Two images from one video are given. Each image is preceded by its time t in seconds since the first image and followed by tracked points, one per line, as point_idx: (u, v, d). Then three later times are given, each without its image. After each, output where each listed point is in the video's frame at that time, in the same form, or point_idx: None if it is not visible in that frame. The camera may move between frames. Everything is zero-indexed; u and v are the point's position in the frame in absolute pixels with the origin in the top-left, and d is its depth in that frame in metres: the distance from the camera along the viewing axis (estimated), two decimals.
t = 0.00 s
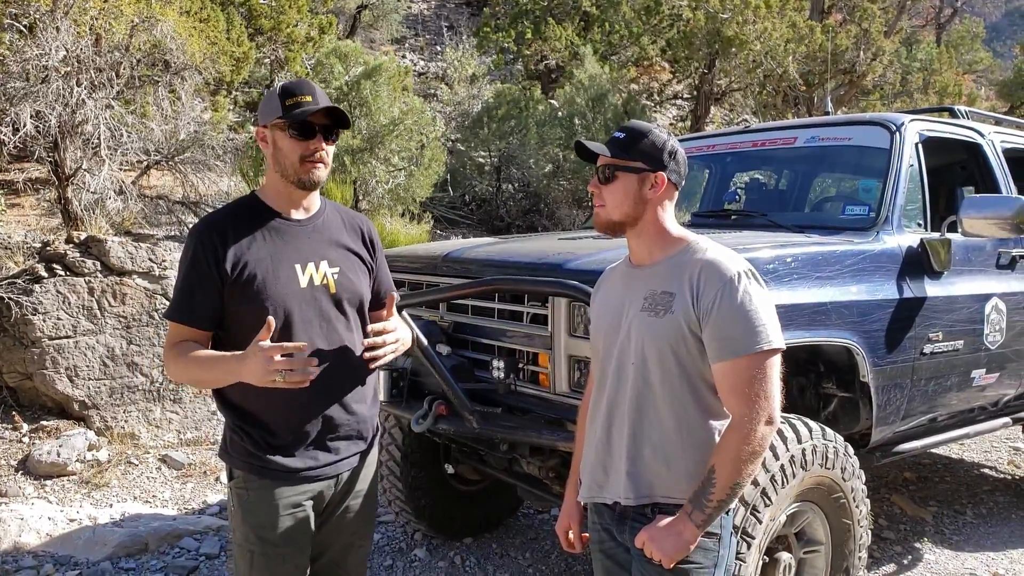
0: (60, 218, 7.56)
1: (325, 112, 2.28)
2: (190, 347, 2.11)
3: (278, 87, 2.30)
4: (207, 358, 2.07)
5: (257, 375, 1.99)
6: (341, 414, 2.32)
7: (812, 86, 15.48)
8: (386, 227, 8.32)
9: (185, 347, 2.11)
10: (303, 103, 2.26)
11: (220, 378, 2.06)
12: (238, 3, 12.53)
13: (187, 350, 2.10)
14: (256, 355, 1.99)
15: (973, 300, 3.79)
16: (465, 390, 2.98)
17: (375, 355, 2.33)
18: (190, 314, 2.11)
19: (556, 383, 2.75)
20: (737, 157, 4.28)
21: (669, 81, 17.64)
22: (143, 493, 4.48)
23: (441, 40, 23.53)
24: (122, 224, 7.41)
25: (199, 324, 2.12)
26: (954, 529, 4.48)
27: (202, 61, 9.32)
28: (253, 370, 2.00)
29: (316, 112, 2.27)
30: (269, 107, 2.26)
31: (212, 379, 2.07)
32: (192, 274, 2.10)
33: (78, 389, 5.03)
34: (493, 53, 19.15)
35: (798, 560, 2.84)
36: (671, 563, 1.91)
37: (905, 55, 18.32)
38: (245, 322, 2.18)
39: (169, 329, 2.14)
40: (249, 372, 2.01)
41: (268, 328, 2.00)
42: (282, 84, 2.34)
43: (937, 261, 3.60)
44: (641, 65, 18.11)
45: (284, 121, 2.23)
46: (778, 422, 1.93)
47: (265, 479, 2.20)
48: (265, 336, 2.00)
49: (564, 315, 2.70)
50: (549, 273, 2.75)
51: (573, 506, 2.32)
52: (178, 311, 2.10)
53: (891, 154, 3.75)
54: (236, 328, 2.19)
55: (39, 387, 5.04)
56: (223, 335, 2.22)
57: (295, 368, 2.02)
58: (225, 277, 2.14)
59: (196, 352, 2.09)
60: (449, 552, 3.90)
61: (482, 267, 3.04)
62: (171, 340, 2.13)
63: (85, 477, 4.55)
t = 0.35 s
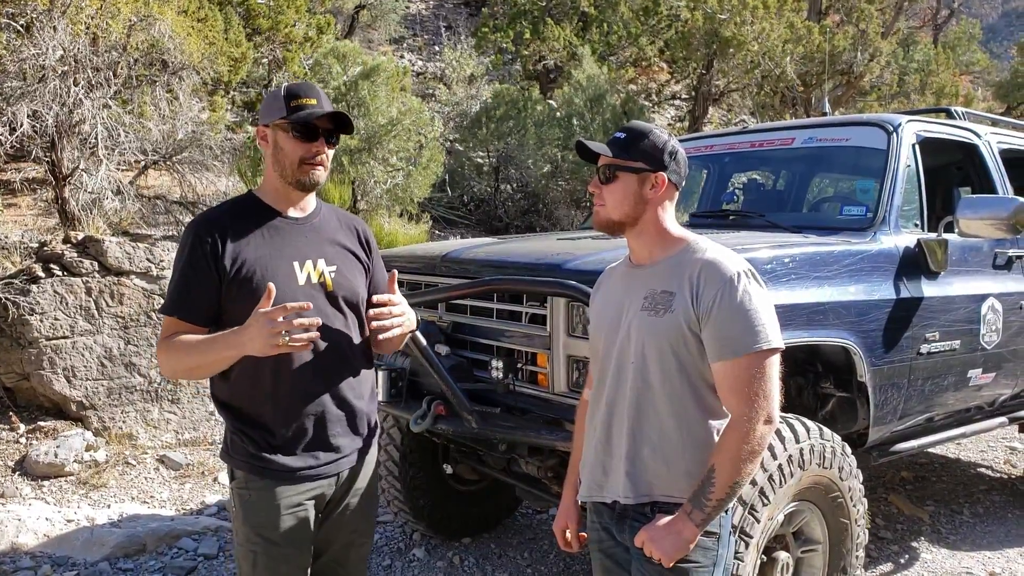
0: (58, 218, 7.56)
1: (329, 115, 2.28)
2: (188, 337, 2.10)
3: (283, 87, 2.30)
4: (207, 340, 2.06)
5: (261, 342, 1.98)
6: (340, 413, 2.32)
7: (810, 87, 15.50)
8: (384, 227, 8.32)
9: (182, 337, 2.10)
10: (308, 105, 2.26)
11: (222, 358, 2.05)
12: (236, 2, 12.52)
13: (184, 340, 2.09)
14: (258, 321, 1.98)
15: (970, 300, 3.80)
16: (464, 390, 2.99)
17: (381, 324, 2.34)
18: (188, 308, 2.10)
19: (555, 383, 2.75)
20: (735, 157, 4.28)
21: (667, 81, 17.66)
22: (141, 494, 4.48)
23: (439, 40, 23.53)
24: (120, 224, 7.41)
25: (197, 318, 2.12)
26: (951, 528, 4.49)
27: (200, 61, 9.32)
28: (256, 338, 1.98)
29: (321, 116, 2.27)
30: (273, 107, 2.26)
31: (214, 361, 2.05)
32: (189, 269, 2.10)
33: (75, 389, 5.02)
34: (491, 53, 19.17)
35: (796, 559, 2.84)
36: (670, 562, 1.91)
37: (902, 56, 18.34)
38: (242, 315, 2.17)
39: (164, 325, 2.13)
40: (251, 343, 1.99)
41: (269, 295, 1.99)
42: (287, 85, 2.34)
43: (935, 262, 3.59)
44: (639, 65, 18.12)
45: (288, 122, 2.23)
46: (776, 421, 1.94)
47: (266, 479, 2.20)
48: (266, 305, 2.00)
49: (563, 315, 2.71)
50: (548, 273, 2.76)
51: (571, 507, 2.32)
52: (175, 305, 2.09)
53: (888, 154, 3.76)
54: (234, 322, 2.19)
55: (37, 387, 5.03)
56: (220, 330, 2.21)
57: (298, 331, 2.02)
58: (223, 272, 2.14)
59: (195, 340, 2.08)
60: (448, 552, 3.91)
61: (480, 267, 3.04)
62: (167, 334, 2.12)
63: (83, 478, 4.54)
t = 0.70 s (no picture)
0: (56, 221, 7.57)
1: (331, 122, 2.29)
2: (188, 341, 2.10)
3: (284, 93, 2.31)
4: (208, 343, 2.06)
5: (266, 345, 1.98)
6: (340, 416, 2.33)
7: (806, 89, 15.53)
8: (381, 229, 8.33)
9: (183, 342, 2.11)
10: (309, 112, 2.27)
11: (223, 360, 2.05)
12: (234, 5, 12.55)
13: (185, 344, 2.10)
14: (263, 323, 1.98)
15: (966, 302, 3.82)
16: (462, 392, 3.00)
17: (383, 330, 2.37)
18: (189, 311, 2.11)
19: (554, 385, 2.76)
20: (732, 159, 4.30)
21: (664, 84, 17.70)
22: (139, 495, 4.48)
23: (437, 43, 23.58)
24: (118, 227, 7.42)
25: (198, 322, 2.12)
26: (948, 529, 4.50)
27: (199, 64, 9.34)
28: (260, 340, 1.99)
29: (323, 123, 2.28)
30: (275, 111, 2.26)
31: (215, 364, 2.06)
32: (190, 273, 2.11)
33: (74, 392, 5.02)
34: (489, 56, 19.21)
35: (793, 561, 2.85)
36: (670, 563, 1.92)
37: (898, 58, 18.38)
38: (242, 320, 2.18)
39: (164, 329, 2.13)
40: (255, 344, 2.00)
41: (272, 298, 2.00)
42: (288, 90, 2.35)
43: (931, 264, 3.62)
44: (636, 68, 18.16)
45: (290, 127, 2.24)
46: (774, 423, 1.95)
47: (266, 481, 2.20)
48: (270, 307, 2.00)
49: (560, 317, 2.72)
50: (545, 275, 2.77)
51: (570, 508, 2.33)
52: (176, 310, 2.10)
53: (885, 157, 3.78)
54: (234, 326, 2.19)
55: (36, 390, 5.03)
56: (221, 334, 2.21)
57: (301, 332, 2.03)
58: (224, 275, 2.15)
59: (197, 344, 2.09)
60: (447, 554, 3.91)
61: (478, 269, 3.05)
62: (168, 338, 2.12)
63: (81, 480, 4.55)
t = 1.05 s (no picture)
0: (56, 222, 7.57)
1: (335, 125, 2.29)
2: (192, 343, 2.10)
3: (288, 95, 2.31)
4: (211, 346, 2.06)
5: (269, 349, 1.98)
6: (341, 418, 2.32)
7: (806, 91, 15.53)
8: (381, 231, 8.35)
9: (185, 343, 2.10)
10: (313, 115, 2.27)
11: (226, 362, 2.04)
12: (234, 7, 12.56)
13: (188, 346, 2.09)
14: (265, 326, 1.98)
15: (966, 304, 3.82)
16: (462, 394, 3.00)
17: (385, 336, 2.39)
18: (191, 314, 2.10)
19: (553, 387, 2.76)
20: (732, 160, 4.29)
21: (664, 85, 17.71)
22: (139, 497, 4.47)
23: (436, 45, 23.59)
24: (118, 229, 7.41)
25: (200, 324, 2.12)
26: (949, 531, 4.49)
27: (199, 65, 9.34)
28: (262, 344, 1.98)
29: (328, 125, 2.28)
30: (278, 114, 2.26)
31: (220, 366, 2.05)
32: (193, 275, 2.11)
33: (74, 393, 5.02)
34: (489, 58, 19.23)
35: (793, 563, 2.85)
36: (672, 566, 1.92)
37: (897, 60, 18.39)
38: (245, 322, 2.18)
39: (166, 331, 2.13)
40: (257, 348, 1.99)
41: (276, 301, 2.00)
42: (292, 92, 2.35)
43: (931, 265, 3.64)
44: (636, 70, 18.19)
45: (294, 130, 2.23)
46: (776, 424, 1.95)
47: (266, 484, 2.20)
48: (274, 310, 2.00)
49: (560, 319, 2.72)
50: (546, 277, 2.76)
51: (571, 511, 2.33)
52: (179, 311, 2.09)
53: (885, 158, 3.77)
54: (235, 328, 2.19)
55: (35, 391, 5.02)
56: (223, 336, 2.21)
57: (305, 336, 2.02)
58: (226, 277, 2.15)
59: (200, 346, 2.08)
60: (446, 555, 3.91)
61: (478, 271, 3.04)
62: (169, 341, 2.12)
63: (81, 482, 4.54)
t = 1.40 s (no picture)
0: (56, 222, 7.57)
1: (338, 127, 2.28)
2: (194, 346, 2.09)
3: (289, 95, 2.29)
4: (217, 351, 2.05)
5: (279, 356, 1.98)
6: (343, 419, 2.32)
7: (806, 91, 15.53)
8: (381, 231, 8.36)
9: (188, 347, 2.09)
10: (315, 116, 2.25)
11: (232, 367, 2.04)
12: (234, 7, 12.55)
13: (191, 350, 2.08)
14: (275, 334, 1.99)
15: (967, 304, 3.81)
16: (462, 394, 3.00)
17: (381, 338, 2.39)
18: (193, 316, 2.09)
19: (553, 387, 2.76)
20: (732, 161, 4.29)
21: (664, 85, 17.71)
22: (138, 498, 4.47)
23: (436, 44, 23.59)
24: (117, 229, 7.40)
25: (203, 327, 2.11)
26: (949, 531, 4.49)
27: (198, 65, 9.33)
28: (272, 352, 1.99)
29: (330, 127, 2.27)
30: (280, 115, 2.24)
31: (222, 374, 2.04)
32: (195, 275, 2.09)
33: (73, 394, 5.01)
34: (489, 58, 19.24)
35: (793, 563, 2.85)
36: (672, 566, 1.91)
37: (897, 60, 18.39)
38: (247, 324, 2.17)
39: (166, 332, 2.11)
40: (267, 354, 1.99)
41: (285, 309, 2.00)
42: (292, 92, 2.33)
43: (932, 265, 3.63)
44: (636, 69, 18.19)
45: (296, 132, 2.22)
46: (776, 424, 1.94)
47: (268, 484, 2.19)
48: (283, 318, 2.00)
49: (560, 319, 2.72)
50: (546, 277, 2.76)
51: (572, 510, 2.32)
52: (181, 314, 2.08)
53: (885, 158, 3.77)
54: (237, 330, 2.18)
55: (34, 391, 5.02)
56: (224, 338, 2.20)
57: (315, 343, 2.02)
58: (228, 278, 2.14)
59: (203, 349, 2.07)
60: (446, 556, 3.90)
61: (478, 271, 3.04)
62: (170, 344, 2.10)
63: (80, 483, 4.54)
